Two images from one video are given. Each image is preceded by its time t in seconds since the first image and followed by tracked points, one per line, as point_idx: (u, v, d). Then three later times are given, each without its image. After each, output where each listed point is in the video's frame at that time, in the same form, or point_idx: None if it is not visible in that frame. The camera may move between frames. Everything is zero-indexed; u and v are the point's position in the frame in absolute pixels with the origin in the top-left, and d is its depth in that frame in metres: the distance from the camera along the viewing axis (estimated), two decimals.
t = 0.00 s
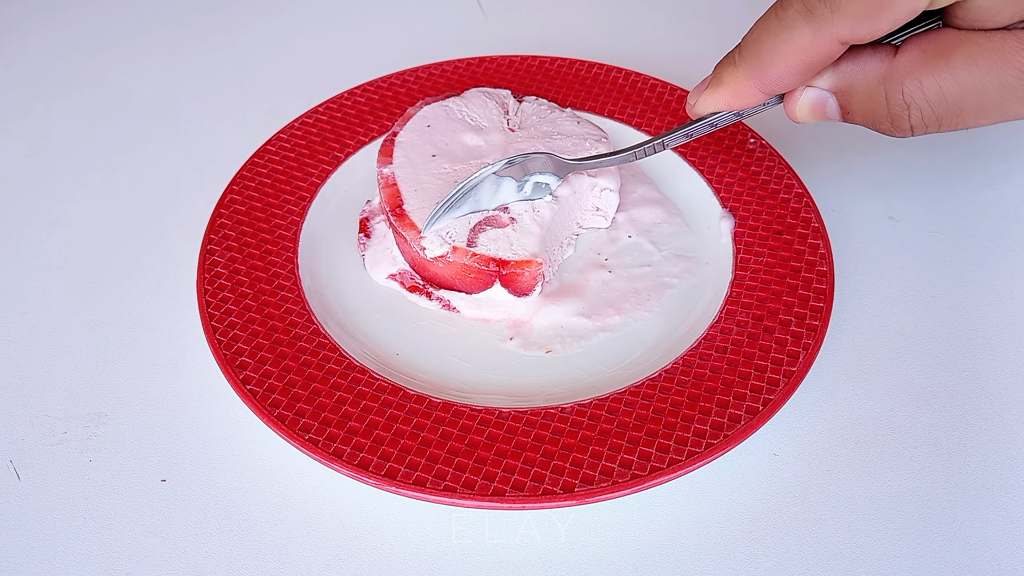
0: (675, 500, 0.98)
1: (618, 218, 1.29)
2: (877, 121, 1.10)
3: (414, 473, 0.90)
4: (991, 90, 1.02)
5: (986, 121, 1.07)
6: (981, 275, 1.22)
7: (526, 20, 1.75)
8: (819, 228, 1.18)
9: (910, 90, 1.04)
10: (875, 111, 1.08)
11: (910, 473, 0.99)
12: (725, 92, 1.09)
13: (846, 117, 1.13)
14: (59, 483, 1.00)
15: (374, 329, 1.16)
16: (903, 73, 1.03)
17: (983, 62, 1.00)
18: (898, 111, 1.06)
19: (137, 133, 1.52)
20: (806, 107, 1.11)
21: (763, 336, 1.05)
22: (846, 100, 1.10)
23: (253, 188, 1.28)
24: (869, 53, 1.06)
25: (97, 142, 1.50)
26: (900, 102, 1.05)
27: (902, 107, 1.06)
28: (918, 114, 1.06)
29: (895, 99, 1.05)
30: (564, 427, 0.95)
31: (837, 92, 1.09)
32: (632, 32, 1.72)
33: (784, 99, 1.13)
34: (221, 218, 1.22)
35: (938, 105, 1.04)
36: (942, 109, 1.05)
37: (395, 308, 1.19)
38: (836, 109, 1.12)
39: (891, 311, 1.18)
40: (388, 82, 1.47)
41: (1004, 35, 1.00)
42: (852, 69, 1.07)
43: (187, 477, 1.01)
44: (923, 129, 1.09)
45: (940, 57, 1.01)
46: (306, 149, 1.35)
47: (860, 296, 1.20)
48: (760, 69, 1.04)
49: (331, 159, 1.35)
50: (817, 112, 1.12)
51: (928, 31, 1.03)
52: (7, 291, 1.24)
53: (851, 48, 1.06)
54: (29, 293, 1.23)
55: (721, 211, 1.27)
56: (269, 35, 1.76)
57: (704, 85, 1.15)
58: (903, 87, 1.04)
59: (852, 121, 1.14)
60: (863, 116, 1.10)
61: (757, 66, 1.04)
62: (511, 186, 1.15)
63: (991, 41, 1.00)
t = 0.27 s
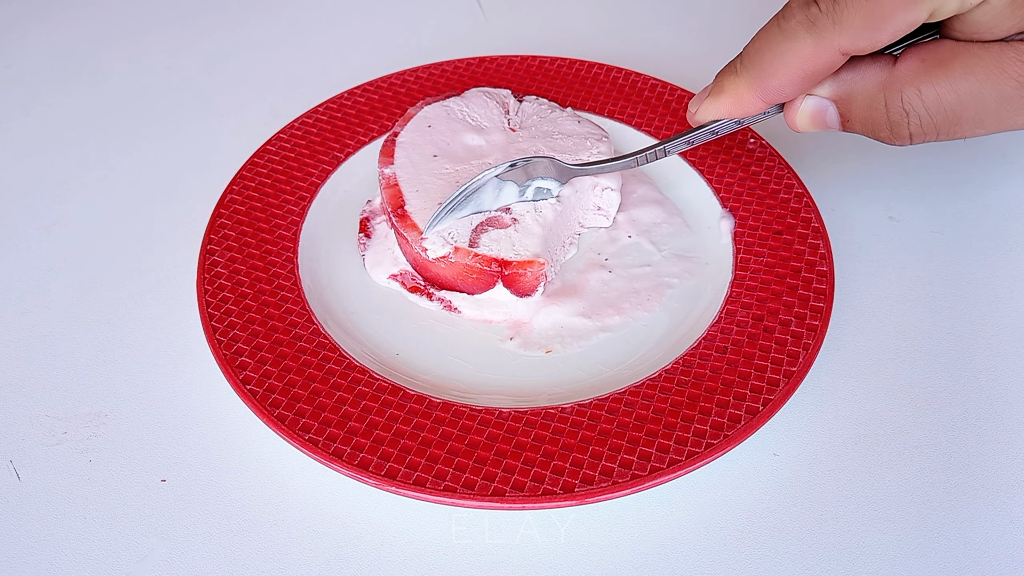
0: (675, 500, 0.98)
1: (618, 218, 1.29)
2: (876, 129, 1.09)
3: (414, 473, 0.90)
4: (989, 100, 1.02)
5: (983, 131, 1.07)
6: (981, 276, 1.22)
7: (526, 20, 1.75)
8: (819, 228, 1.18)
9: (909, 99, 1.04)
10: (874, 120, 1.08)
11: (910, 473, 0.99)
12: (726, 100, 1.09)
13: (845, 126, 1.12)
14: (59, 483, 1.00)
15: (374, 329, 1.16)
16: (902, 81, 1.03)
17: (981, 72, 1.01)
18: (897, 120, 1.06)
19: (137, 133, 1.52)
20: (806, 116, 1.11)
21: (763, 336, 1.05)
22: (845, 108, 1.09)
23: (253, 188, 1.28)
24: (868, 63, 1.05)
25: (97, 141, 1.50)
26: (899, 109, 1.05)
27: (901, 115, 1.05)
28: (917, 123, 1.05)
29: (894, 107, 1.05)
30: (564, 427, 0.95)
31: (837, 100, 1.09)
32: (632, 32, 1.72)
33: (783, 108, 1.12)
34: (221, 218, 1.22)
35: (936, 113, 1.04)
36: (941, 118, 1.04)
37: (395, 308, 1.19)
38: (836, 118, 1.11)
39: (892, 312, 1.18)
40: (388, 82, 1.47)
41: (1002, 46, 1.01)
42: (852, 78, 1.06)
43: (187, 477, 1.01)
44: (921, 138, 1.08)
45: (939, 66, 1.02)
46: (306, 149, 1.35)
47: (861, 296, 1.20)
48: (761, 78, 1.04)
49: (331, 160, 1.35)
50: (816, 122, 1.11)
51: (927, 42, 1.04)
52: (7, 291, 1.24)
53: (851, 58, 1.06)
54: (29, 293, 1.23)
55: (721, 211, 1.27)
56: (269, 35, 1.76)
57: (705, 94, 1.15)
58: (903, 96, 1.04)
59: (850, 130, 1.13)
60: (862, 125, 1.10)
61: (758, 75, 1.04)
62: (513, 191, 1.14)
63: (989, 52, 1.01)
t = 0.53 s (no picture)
0: (675, 500, 0.98)
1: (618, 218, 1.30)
2: (878, 133, 1.09)
3: (414, 473, 0.90)
4: (991, 104, 1.02)
5: (984, 134, 1.07)
6: (981, 276, 1.22)
7: (526, 20, 1.75)
8: (820, 228, 1.18)
9: (912, 103, 1.04)
10: (877, 124, 1.08)
11: (910, 472, 0.99)
12: (731, 104, 1.10)
13: (847, 130, 1.13)
14: (59, 483, 1.00)
15: (374, 329, 1.16)
16: (905, 86, 1.03)
17: (983, 76, 1.01)
18: (900, 123, 1.06)
19: (137, 133, 1.52)
20: (810, 120, 1.11)
21: (763, 336, 1.05)
22: (847, 113, 1.09)
23: (253, 188, 1.28)
24: (870, 68, 1.05)
25: (97, 141, 1.50)
26: (901, 113, 1.05)
27: (903, 118, 1.06)
28: (920, 126, 1.06)
29: (898, 111, 1.05)
30: (564, 427, 0.95)
31: (840, 104, 1.09)
32: (631, 32, 1.72)
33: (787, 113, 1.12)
34: (221, 218, 1.22)
35: (938, 117, 1.04)
36: (943, 121, 1.05)
37: (395, 308, 1.19)
38: (838, 122, 1.11)
39: (891, 311, 1.18)
40: (388, 82, 1.47)
41: (1004, 50, 1.00)
42: (855, 83, 1.06)
43: (187, 477, 1.01)
44: (923, 141, 1.09)
45: (940, 71, 1.02)
46: (306, 149, 1.35)
47: (860, 296, 1.20)
48: (766, 82, 1.04)
49: (332, 159, 1.35)
50: (819, 126, 1.11)
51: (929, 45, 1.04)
52: (7, 291, 1.24)
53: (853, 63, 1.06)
54: (28, 293, 1.23)
55: (721, 211, 1.27)
56: (268, 35, 1.76)
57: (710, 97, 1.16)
58: (905, 100, 1.04)
59: (853, 134, 1.13)
60: (865, 128, 1.10)
61: (763, 79, 1.04)
62: (517, 193, 1.14)
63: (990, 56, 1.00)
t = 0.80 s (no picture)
0: (674, 500, 0.98)
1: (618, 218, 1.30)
2: (877, 133, 1.09)
3: (414, 473, 0.90)
4: (989, 104, 1.02)
5: (982, 133, 1.07)
6: (982, 275, 1.22)
7: (526, 20, 1.75)
8: (819, 228, 1.18)
9: (911, 103, 1.03)
10: (876, 124, 1.07)
11: (910, 472, 0.99)
12: (733, 105, 1.10)
13: (846, 131, 1.12)
14: (59, 483, 1.00)
15: (374, 329, 1.16)
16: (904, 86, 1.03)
17: (980, 74, 1.01)
18: (899, 123, 1.06)
19: (137, 133, 1.52)
20: (810, 122, 1.11)
21: (763, 336, 1.05)
22: (846, 113, 1.09)
23: (253, 188, 1.28)
24: (870, 68, 1.05)
25: (97, 141, 1.50)
26: (901, 114, 1.05)
27: (903, 119, 1.05)
28: (919, 125, 1.05)
29: (897, 111, 1.05)
30: (563, 427, 0.95)
31: (839, 105, 1.08)
32: (632, 32, 1.72)
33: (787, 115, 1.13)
34: (221, 218, 1.22)
35: (937, 117, 1.04)
36: (942, 121, 1.04)
37: (395, 308, 1.19)
38: (837, 123, 1.11)
39: (891, 311, 1.18)
40: (388, 81, 1.47)
41: (1001, 50, 1.01)
42: (854, 83, 1.06)
43: (187, 477, 1.01)
44: (922, 142, 1.09)
45: (938, 70, 1.02)
46: (306, 149, 1.35)
47: (860, 296, 1.20)
48: (767, 84, 1.04)
49: (332, 160, 1.35)
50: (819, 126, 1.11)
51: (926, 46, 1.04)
52: (7, 291, 1.24)
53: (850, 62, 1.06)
54: (29, 293, 1.23)
55: (721, 211, 1.27)
56: (268, 35, 1.76)
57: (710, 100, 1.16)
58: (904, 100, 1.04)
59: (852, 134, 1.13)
60: (864, 129, 1.10)
61: (763, 81, 1.04)
62: (520, 197, 1.14)
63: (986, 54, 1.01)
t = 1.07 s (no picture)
0: (675, 500, 0.98)
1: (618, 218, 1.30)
2: (878, 137, 1.08)
3: (414, 473, 0.90)
4: (987, 104, 1.01)
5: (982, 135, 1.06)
6: (982, 276, 1.22)
7: (526, 20, 1.75)
8: (820, 228, 1.18)
9: (911, 105, 1.03)
10: (877, 127, 1.07)
11: (910, 473, 0.99)
12: (734, 113, 1.09)
13: (847, 136, 1.12)
14: (59, 483, 1.00)
15: (374, 330, 1.16)
16: (904, 90, 1.03)
17: (979, 79, 1.00)
18: (899, 127, 1.05)
19: (137, 133, 1.52)
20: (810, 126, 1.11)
21: (763, 336, 1.05)
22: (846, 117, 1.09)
23: (253, 188, 1.28)
24: (868, 72, 1.05)
25: (97, 142, 1.50)
26: (900, 117, 1.04)
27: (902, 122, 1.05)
28: (918, 128, 1.05)
29: (897, 113, 1.04)
30: (563, 427, 0.95)
31: (839, 110, 1.08)
32: (632, 32, 1.72)
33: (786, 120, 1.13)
34: (221, 218, 1.22)
35: (936, 119, 1.03)
36: (941, 123, 1.04)
37: (395, 309, 1.19)
38: (838, 128, 1.11)
39: (891, 311, 1.18)
40: (388, 82, 1.47)
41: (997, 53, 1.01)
42: (854, 87, 1.06)
43: (187, 477, 1.01)
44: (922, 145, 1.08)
45: (938, 74, 1.01)
46: (305, 149, 1.35)
47: (860, 296, 1.20)
48: (766, 90, 1.04)
49: (331, 160, 1.35)
50: (817, 129, 1.11)
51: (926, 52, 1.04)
52: (7, 291, 1.24)
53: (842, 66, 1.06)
54: (28, 293, 1.23)
55: (721, 211, 1.27)
56: (268, 35, 1.76)
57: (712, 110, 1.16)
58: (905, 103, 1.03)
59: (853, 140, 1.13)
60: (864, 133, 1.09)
61: (763, 89, 1.04)
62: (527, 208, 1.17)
63: (984, 58, 1.00)
